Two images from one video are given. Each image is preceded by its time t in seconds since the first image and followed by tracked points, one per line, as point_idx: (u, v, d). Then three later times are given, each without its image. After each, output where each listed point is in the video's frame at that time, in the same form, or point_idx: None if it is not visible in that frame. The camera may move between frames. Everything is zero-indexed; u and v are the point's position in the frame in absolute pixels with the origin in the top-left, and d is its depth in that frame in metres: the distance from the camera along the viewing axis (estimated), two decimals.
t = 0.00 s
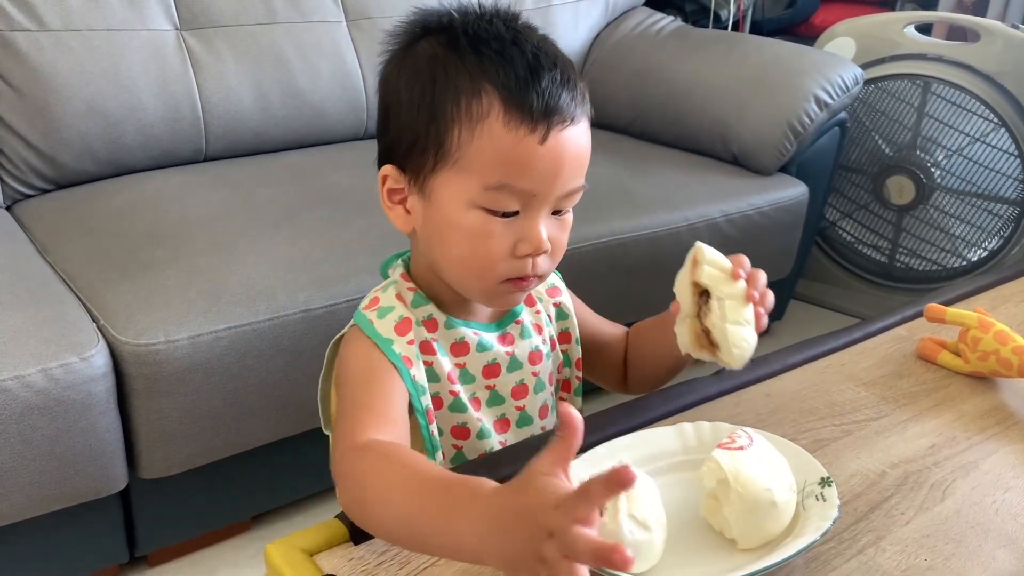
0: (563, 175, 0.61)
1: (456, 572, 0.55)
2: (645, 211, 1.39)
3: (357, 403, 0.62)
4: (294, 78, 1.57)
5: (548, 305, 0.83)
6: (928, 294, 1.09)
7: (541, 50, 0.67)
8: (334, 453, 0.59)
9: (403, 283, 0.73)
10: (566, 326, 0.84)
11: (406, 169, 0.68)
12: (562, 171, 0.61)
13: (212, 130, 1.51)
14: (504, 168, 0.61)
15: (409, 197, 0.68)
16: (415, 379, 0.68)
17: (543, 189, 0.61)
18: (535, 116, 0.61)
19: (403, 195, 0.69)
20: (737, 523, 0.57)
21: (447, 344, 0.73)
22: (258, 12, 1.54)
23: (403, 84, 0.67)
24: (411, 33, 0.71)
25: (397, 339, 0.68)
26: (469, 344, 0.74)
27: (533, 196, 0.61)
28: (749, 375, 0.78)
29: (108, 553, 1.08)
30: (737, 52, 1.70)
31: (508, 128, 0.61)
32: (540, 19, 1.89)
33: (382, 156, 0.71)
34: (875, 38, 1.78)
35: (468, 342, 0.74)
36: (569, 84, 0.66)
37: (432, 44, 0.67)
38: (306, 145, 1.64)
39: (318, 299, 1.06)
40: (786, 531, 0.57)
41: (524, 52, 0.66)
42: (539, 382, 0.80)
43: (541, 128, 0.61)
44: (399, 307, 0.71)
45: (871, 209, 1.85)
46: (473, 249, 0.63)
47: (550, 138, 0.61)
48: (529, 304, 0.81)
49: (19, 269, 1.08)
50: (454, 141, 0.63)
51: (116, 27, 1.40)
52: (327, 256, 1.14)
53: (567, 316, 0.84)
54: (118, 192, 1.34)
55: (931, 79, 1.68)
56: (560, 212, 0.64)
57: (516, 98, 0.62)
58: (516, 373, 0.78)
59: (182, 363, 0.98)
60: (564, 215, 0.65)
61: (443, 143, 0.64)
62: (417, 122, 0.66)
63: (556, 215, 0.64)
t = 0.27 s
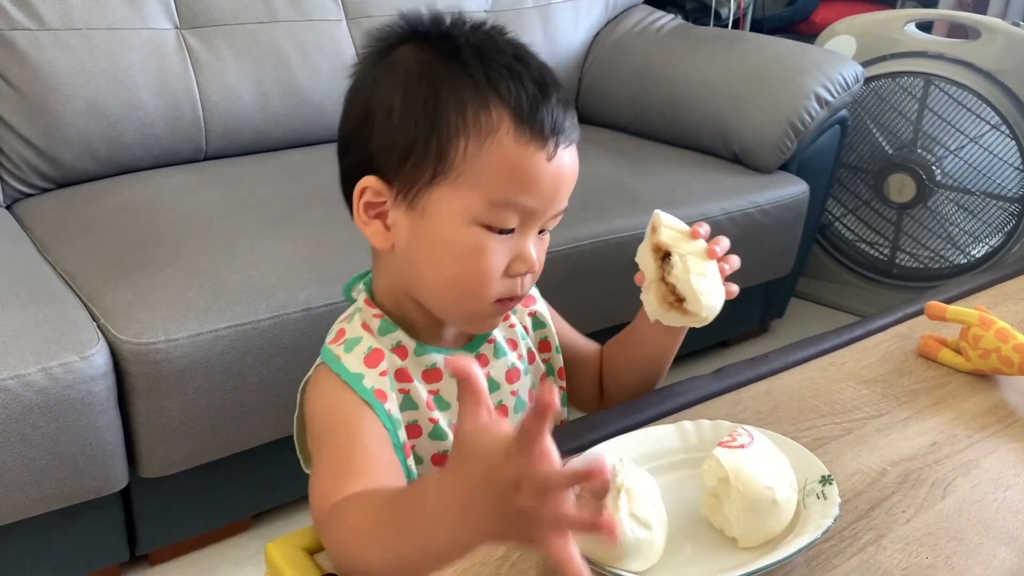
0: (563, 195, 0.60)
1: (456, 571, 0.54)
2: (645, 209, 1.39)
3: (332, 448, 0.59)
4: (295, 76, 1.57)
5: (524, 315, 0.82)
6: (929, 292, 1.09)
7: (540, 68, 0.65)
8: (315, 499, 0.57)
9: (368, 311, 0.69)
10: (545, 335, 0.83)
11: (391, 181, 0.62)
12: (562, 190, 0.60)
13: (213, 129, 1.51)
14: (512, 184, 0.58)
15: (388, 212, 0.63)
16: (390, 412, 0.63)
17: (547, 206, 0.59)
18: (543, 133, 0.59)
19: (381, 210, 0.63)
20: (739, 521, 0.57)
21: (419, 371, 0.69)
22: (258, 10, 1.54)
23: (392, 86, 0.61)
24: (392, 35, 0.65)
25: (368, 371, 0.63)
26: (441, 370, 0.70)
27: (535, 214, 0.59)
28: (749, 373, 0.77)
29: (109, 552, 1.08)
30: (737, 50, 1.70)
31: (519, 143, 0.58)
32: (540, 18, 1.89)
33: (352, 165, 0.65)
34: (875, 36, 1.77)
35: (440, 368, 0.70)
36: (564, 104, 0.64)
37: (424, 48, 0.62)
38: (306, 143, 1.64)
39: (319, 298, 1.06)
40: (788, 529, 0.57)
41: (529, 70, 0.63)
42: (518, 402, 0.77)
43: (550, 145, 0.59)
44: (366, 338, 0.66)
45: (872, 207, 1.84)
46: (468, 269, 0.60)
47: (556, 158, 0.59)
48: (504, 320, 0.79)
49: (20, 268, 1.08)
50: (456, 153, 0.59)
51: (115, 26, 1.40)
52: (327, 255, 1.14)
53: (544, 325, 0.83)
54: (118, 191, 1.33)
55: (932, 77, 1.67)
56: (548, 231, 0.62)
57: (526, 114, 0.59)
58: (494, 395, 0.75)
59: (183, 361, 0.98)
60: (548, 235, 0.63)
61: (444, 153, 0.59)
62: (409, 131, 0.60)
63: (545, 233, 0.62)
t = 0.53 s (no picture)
0: (517, 224, 0.62)
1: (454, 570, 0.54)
2: (644, 208, 1.39)
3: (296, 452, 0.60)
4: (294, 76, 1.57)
5: (497, 336, 0.83)
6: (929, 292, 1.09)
7: (496, 86, 0.65)
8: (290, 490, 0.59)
9: (328, 317, 0.71)
10: (520, 358, 0.85)
11: (342, 209, 0.63)
12: (516, 220, 0.62)
13: (212, 129, 1.51)
14: (463, 219, 0.60)
15: (342, 238, 0.65)
16: (352, 412, 0.65)
17: (501, 237, 0.61)
18: (497, 165, 0.61)
19: (333, 235, 0.65)
20: (738, 521, 0.57)
21: (377, 381, 0.72)
22: (258, 10, 1.54)
23: (341, 114, 0.62)
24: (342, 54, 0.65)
25: (325, 374, 0.66)
26: (400, 383, 0.73)
27: (489, 245, 0.61)
28: (747, 373, 0.77)
29: (109, 551, 1.08)
30: (736, 50, 1.70)
31: (471, 177, 0.60)
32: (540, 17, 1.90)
33: (304, 187, 0.66)
34: (874, 35, 1.77)
35: (399, 380, 0.73)
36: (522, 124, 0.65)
37: (373, 73, 0.62)
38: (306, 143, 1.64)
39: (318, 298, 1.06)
40: (786, 528, 0.57)
41: (484, 92, 0.63)
42: (482, 421, 0.78)
43: (503, 177, 0.61)
44: (324, 342, 0.69)
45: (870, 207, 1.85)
46: (422, 296, 0.63)
47: (511, 189, 0.61)
48: (474, 338, 0.81)
49: (19, 267, 1.08)
50: (406, 185, 0.60)
51: (115, 26, 1.40)
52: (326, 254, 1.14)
53: (519, 347, 0.84)
54: (117, 191, 1.34)
55: (932, 76, 1.67)
56: (504, 255, 0.64)
57: (478, 144, 0.60)
58: (454, 413, 0.76)
59: (182, 361, 0.98)
60: (506, 256, 0.65)
61: (394, 185, 0.60)
62: (358, 162, 0.61)
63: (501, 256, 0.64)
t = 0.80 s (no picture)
0: (490, 228, 0.62)
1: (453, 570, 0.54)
2: (643, 210, 1.39)
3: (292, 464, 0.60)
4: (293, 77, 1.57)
5: (489, 343, 0.83)
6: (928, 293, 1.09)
7: (459, 92, 0.64)
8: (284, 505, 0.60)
9: (313, 329, 0.71)
10: (513, 363, 0.85)
11: (312, 226, 0.64)
12: (489, 224, 0.61)
13: (211, 129, 1.51)
14: (432, 228, 0.60)
15: (315, 254, 0.65)
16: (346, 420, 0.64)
17: (473, 243, 0.61)
18: (461, 172, 0.60)
19: (305, 252, 0.65)
20: (736, 522, 0.57)
21: (367, 391, 0.72)
22: (257, 10, 1.54)
23: (302, 131, 0.62)
24: (301, 68, 0.65)
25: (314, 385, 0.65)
26: (389, 391, 0.73)
27: (463, 251, 0.61)
28: (745, 374, 0.78)
29: (107, 552, 1.08)
30: (735, 52, 1.70)
31: (436, 186, 0.60)
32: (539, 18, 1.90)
33: (274, 207, 0.67)
34: (874, 37, 1.77)
35: (388, 389, 0.73)
36: (488, 127, 0.64)
37: (330, 87, 0.62)
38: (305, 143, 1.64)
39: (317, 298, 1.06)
40: (784, 529, 0.57)
41: (444, 97, 0.63)
42: (473, 428, 0.78)
43: (470, 184, 0.60)
44: (311, 354, 0.68)
45: (869, 208, 1.85)
46: (396, 308, 0.63)
47: (478, 195, 0.60)
48: (466, 344, 0.81)
49: (18, 268, 1.08)
50: (371, 201, 0.60)
51: (114, 27, 1.40)
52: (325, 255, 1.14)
53: (513, 353, 0.85)
54: (116, 192, 1.34)
55: (930, 78, 1.68)
56: (483, 258, 0.64)
57: (440, 153, 0.60)
58: (445, 420, 0.76)
59: (181, 361, 0.98)
60: (485, 259, 0.65)
61: (360, 201, 0.60)
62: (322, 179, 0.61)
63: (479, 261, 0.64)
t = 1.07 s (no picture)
0: (491, 229, 0.62)
1: (454, 573, 0.54)
2: (643, 212, 1.40)
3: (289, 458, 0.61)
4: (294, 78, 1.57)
5: (491, 342, 0.84)
6: (927, 296, 1.09)
7: (460, 94, 0.65)
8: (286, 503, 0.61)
9: (316, 326, 0.71)
10: (514, 364, 0.85)
11: (315, 227, 0.64)
12: (490, 225, 0.62)
13: (212, 131, 1.51)
14: (433, 229, 0.60)
15: (318, 254, 0.65)
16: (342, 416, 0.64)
17: (475, 244, 0.61)
18: (462, 174, 0.61)
19: (309, 252, 0.66)
20: (735, 525, 0.57)
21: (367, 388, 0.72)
22: (257, 12, 1.54)
23: (304, 132, 0.63)
24: (304, 71, 0.66)
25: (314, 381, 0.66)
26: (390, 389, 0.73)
27: (464, 252, 0.61)
28: (745, 377, 0.78)
29: (107, 553, 1.08)
30: (734, 54, 1.70)
31: (437, 187, 0.60)
32: (539, 21, 1.90)
33: (279, 208, 0.67)
34: (873, 40, 1.77)
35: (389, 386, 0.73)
36: (489, 129, 0.65)
37: (332, 90, 0.63)
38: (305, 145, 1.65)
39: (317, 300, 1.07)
40: (784, 531, 0.58)
41: (445, 100, 0.63)
42: (473, 426, 0.79)
43: (470, 184, 0.61)
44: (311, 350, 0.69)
45: (869, 211, 1.85)
46: (399, 307, 0.63)
47: (479, 196, 0.61)
48: (469, 343, 0.82)
49: (19, 269, 1.08)
50: (373, 201, 0.61)
51: (115, 28, 1.40)
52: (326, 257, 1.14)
53: (513, 354, 0.85)
54: (116, 193, 1.34)
55: (930, 81, 1.68)
56: (485, 258, 0.64)
57: (441, 153, 0.61)
58: (445, 418, 0.77)
59: (181, 363, 0.98)
60: (487, 259, 0.65)
61: (361, 202, 0.61)
62: (325, 179, 0.62)
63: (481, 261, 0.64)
